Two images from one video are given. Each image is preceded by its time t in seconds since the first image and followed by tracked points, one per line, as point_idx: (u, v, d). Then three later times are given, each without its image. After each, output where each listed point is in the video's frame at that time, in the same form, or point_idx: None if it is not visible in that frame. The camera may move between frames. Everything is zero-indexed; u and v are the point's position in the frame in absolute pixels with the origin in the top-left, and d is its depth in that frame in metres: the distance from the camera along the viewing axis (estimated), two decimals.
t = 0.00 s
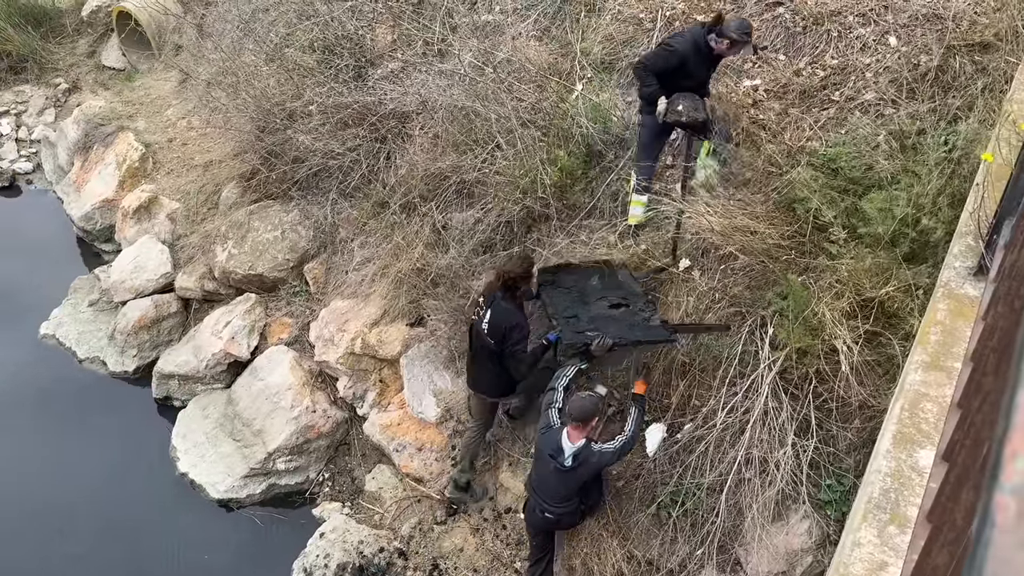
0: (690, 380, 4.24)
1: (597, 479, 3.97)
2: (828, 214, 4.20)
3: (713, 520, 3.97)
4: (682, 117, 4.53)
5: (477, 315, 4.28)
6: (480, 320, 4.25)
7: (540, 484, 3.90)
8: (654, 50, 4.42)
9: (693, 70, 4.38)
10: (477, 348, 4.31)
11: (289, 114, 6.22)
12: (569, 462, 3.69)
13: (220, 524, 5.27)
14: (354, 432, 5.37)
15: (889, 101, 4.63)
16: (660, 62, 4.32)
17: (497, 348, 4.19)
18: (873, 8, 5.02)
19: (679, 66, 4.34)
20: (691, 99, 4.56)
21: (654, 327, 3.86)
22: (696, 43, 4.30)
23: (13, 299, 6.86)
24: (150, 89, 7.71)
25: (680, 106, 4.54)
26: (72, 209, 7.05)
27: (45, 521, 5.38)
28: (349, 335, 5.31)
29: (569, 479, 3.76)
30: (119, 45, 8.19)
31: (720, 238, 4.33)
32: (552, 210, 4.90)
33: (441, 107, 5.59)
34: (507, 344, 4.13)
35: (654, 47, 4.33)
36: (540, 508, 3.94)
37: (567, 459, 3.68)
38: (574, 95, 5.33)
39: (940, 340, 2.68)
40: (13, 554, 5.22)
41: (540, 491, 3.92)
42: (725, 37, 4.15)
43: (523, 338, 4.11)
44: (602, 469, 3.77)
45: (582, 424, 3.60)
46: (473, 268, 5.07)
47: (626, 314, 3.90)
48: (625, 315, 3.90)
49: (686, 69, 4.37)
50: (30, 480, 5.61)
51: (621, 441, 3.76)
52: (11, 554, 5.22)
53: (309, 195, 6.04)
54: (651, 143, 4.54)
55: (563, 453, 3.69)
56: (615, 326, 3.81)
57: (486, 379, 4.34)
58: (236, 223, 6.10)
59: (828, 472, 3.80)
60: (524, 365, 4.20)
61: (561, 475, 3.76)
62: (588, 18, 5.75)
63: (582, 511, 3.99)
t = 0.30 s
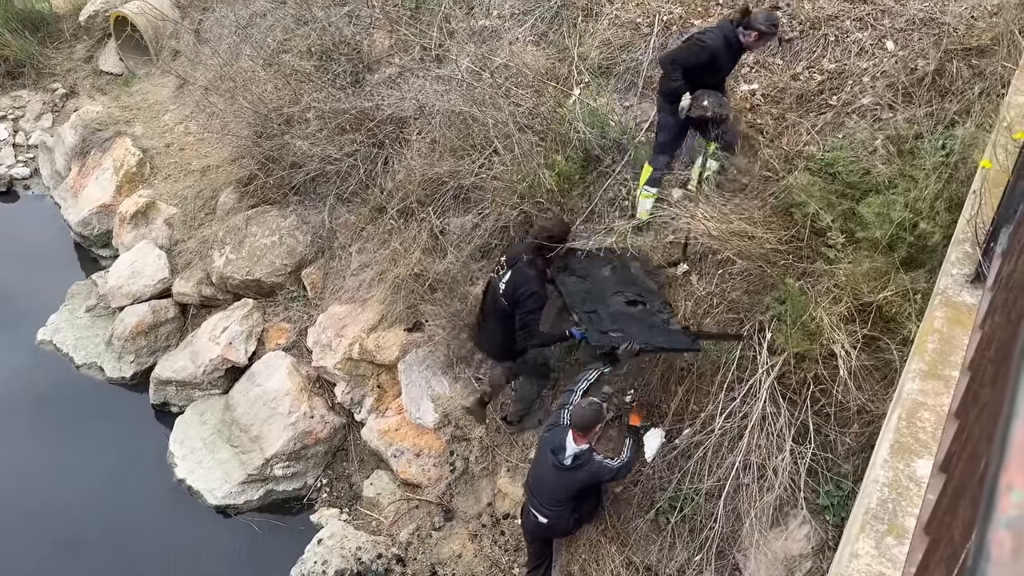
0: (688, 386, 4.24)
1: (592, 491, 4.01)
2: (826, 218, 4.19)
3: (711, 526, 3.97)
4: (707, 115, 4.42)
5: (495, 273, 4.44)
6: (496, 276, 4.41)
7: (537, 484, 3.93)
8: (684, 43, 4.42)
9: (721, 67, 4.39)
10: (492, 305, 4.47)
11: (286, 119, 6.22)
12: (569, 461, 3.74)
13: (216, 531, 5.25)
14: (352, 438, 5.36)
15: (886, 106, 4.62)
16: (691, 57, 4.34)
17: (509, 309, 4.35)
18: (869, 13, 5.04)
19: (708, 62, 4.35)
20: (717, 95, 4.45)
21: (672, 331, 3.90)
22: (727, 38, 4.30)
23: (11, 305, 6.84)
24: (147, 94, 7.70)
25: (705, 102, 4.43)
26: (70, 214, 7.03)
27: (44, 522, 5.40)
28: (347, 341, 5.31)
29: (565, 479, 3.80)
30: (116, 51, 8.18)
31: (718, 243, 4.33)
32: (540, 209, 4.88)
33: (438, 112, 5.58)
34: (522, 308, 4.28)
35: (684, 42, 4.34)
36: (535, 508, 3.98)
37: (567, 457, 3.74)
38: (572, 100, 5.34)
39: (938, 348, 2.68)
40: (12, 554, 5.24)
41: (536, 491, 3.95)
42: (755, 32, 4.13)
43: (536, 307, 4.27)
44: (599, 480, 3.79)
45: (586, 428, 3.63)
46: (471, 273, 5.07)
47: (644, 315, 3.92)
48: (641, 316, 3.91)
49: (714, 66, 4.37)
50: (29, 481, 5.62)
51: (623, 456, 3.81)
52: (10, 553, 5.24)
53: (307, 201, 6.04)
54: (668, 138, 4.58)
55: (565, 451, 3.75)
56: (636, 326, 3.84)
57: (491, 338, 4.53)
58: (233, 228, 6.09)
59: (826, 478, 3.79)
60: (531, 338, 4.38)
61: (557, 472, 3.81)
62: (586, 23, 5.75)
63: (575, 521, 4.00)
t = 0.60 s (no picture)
0: (684, 392, 4.24)
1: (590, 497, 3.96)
2: (821, 224, 4.19)
3: (708, 532, 3.95)
4: (721, 91, 4.53)
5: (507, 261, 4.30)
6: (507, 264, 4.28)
7: (534, 486, 3.92)
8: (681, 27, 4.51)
9: (723, 44, 4.46)
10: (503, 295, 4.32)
11: (281, 126, 6.21)
12: (567, 461, 3.75)
13: (210, 540, 5.23)
14: (347, 445, 5.34)
15: (880, 111, 4.63)
16: (691, 38, 4.42)
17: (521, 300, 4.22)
18: (864, 19, 5.05)
19: (708, 40, 4.43)
20: (728, 74, 4.56)
21: (687, 334, 3.95)
22: (724, 17, 4.37)
23: (6, 313, 6.82)
24: (142, 100, 7.69)
25: (718, 80, 4.55)
26: (64, 221, 7.00)
27: (43, 525, 5.42)
28: (343, 347, 5.29)
29: (561, 480, 3.79)
30: (112, 57, 8.17)
31: (713, 248, 4.31)
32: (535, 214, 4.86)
33: (434, 118, 5.58)
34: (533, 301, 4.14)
35: (682, 25, 4.43)
36: (532, 510, 3.96)
37: (564, 456, 3.74)
38: (567, 106, 5.33)
39: (932, 356, 2.68)
40: (10, 557, 5.26)
41: (533, 493, 3.94)
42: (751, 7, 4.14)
43: (548, 300, 4.11)
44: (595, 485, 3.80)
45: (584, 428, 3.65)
46: (467, 280, 5.08)
47: (659, 310, 3.97)
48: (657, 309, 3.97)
49: (714, 45, 4.45)
50: (25, 487, 5.61)
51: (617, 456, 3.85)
52: (11, 555, 5.27)
53: (302, 207, 6.03)
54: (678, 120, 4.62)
55: (563, 451, 3.75)
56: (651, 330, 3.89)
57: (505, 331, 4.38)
58: (228, 235, 6.07)
59: (822, 484, 3.79)
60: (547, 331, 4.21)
61: (554, 472, 3.80)
62: (581, 29, 5.75)
63: (572, 527, 3.95)
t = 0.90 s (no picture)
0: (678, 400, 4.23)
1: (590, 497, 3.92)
2: (814, 231, 4.18)
3: (702, 540, 3.95)
4: (708, 84, 4.40)
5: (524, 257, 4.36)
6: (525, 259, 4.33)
7: (534, 487, 3.89)
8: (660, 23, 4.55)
9: (702, 33, 4.47)
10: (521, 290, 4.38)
11: (274, 134, 6.20)
12: (567, 460, 3.72)
13: (204, 549, 5.20)
14: (341, 454, 5.32)
15: (872, 118, 4.65)
16: (669, 31, 4.44)
17: (539, 297, 4.27)
18: (855, 26, 5.07)
19: (686, 30, 4.45)
20: (716, 65, 4.43)
21: (693, 326, 3.98)
22: (700, 7, 4.39)
23: None
24: (135, 109, 7.68)
25: (704, 71, 4.42)
26: (56, 230, 6.98)
27: (37, 532, 5.39)
28: (336, 356, 5.27)
29: (561, 481, 3.75)
30: (104, 66, 8.16)
31: (706, 255, 4.28)
32: (527, 221, 4.86)
33: (427, 126, 5.59)
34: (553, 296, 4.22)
35: (659, 21, 4.48)
36: (534, 512, 3.92)
37: (564, 456, 3.71)
38: (560, 113, 5.33)
39: (922, 364, 2.68)
40: (8, 557, 5.28)
41: (534, 494, 3.90)
42: None
43: (565, 296, 4.22)
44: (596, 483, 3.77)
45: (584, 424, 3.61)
46: (460, 288, 5.09)
47: (662, 303, 4.01)
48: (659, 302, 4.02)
49: (695, 35, 4.48)
50: (17, 498, 5.58)
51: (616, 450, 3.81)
52: (9, 554, 5.30)
53: (295, 215, 6.01)
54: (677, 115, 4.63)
55: (563, 450, 3.72)
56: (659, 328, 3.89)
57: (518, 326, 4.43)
58: (221, 243, 6.06)
59: (816, 492, 3.78)
60: (563, 326, 4.33)
61: (554, 472, 3.76)
62: (573, 37, 5.76)
63: (574, 528, 3.92)
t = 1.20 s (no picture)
0: (670, 413, 4.24)
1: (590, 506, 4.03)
2: (802, 243, 4.21)
3: (693, 552, 3.95)
4: (684, 87, 4.47)
5: (540, 255, 4.42)
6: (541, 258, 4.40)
7: (522, 508, 3.86)
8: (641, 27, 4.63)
9: (680, 35, 4.54)
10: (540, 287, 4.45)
11: (265, 147, 6.20)
12: (549, 474, 3.70)
13: (195, 564, 5.17)
14: (332, 468, 5.29)
15: (860, 130, 4.67)
16: (647, 35, 4.52)
17: (562, 290, 4.35)
18: (843, 39, 5.10)
19: (664, 33, 4.52)
20: (689, 69, 4.50)
21: (692, 332, 4.12)
22: (677, 10, 4.48)
23: None
24: (126, 122, 7.68)
25: (679, 75, 4.46)
26: (47, 243, 6.96)
27: (26, 549, 5.35)
28: (327, 369, 5.26)
29: (545, 497, 3.73)
30: (96, 79, 8.16)
31: (695, 267, 4.25)
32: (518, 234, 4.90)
33: (418, 140, 5.61)
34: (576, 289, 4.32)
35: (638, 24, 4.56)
36: (524, 531, 3.89)
37: (546, 472, 3.68)
38: (550, 126, 5.32)
39: (906, 381, 2.65)
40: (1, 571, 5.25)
41: (523, 514, 3.87)
42: None
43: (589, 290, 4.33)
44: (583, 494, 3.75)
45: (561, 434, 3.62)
46: (451, 300, 5.11)
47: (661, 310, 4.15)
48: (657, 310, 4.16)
49: (673, 37, 4.55)
50: (8, 514, 5.55)
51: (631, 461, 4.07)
52: (8, 561, 5.30)
53: (286, 228, 6.01)
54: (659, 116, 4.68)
55: (543, 465, 3.70)
56: (668, 337, 4.09)
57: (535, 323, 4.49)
58: (212, 256, 6.05)
59: (807, 504, 3.78)
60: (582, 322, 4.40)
61: (539, 489, 3.74)
62: (563, 50, 5.79)
63: (566, 541, 3.90)
